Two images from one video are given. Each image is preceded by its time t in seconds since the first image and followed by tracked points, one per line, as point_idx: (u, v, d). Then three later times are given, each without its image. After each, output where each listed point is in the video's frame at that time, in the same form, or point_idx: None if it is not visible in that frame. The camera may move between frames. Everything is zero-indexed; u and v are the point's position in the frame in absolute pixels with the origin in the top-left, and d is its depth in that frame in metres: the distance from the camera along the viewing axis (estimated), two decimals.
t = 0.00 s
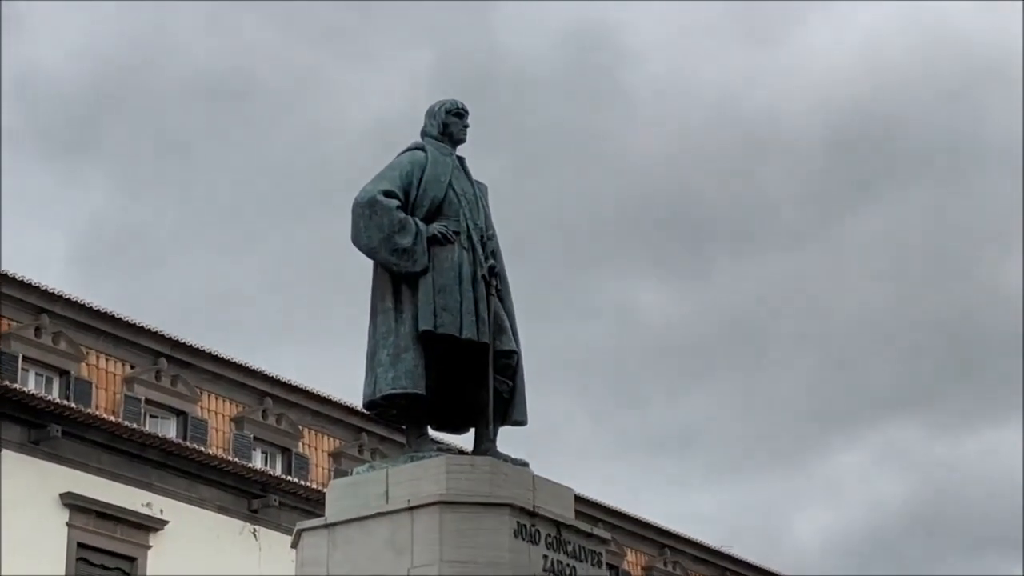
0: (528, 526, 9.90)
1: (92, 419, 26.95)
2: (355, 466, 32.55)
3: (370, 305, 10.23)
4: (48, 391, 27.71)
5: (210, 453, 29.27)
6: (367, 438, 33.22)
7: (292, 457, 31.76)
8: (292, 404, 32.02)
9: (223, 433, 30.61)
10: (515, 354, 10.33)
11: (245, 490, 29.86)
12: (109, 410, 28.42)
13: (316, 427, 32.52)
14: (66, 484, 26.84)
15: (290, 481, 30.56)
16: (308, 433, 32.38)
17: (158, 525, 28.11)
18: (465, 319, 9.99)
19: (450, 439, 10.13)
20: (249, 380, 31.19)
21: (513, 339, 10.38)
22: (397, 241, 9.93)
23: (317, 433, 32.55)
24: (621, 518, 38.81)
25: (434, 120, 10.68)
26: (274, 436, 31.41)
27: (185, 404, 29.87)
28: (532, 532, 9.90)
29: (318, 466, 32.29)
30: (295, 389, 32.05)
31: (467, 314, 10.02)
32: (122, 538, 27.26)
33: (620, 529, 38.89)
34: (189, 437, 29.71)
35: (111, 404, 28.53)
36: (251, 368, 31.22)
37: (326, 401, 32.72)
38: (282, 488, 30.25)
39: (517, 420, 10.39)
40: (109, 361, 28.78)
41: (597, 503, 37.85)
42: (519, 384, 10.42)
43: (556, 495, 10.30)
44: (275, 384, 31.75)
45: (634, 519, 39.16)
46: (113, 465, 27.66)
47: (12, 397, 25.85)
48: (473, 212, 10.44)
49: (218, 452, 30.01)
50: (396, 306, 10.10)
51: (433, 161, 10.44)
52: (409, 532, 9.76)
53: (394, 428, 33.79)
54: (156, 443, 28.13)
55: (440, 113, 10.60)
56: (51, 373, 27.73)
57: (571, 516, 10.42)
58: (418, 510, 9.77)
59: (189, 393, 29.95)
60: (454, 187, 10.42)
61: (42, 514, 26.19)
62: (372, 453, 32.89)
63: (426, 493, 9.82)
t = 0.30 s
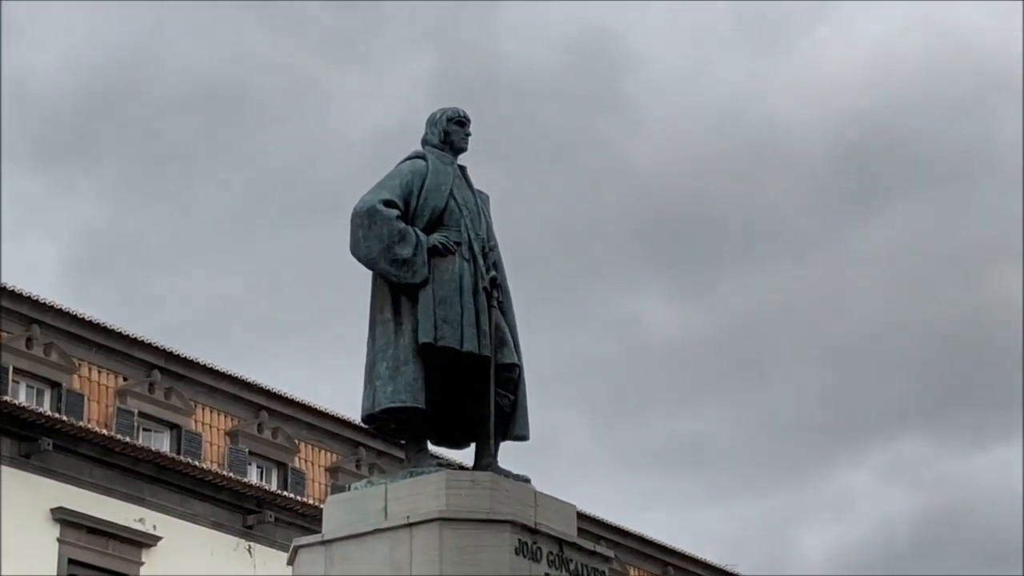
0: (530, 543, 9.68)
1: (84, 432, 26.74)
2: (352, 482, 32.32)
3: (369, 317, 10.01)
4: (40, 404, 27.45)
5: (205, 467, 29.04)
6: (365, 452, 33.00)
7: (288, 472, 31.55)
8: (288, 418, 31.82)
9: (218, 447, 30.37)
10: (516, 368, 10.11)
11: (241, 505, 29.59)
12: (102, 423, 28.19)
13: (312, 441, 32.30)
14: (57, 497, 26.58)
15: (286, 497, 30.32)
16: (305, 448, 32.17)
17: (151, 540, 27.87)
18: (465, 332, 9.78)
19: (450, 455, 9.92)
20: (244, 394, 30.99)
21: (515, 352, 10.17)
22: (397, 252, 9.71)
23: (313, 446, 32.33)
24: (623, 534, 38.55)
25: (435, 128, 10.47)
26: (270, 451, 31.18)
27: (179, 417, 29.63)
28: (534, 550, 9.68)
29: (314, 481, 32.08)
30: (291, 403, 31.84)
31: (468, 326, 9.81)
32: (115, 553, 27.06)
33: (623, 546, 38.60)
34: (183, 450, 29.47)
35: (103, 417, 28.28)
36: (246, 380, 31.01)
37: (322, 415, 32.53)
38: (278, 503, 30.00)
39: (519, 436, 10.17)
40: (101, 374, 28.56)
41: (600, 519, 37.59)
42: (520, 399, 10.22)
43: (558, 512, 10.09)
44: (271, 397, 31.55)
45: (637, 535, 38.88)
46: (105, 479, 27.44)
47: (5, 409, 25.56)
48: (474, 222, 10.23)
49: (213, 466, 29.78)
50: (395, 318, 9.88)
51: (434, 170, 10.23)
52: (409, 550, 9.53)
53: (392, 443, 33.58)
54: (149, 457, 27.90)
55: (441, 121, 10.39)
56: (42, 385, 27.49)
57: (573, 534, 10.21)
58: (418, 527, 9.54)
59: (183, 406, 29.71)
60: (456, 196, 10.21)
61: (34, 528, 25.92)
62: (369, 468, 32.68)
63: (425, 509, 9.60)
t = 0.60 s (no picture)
0: (527, 552, 9.62)
1: (77, 438, 26.66)
2: (347, 489, 32.22)
3: (365, 323, 9.96)
4: (33, 410, 27.35)
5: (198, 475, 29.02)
6: (359, 460, 32.87)
7: (282, 480, 31.40)
8: (283, 425, 31.72)
9: (211, 454, 30.31)
10: (513, 376, 10.05)
11: (235, 512, 29.45)
12: (95, 430, 28.11)
13: (307, 448, 32.19)
14: (49, 503, 26.55)
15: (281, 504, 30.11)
16: (299, 455, 32.06)
17: (143, 547, 27.67)
18: (462, 339, 9.73)
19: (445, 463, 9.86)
20: (239, 400, 30.89)
21: (511, 360, 10.11)
22: (394, 259, 9.66)
23: (308, 454, 32.22)
24: (620, 543, 38.51)
25: (432, 134, 10.41)
26: (264, 458, 31.06)
27: (173, 424, 29.56)
28: (530, 558, 9.62)
29: (309, 489, 31.94)
30: (285, 410, 31.76)
31: (464, 334, 9.75)
32: (106, 560, 26.75)
33: (619, 555, 38.55)
34: (176, 458, 29.37)
35: (96, 423, 28.23)
36: (241, 387, 30.92)
37: (317, 423, 32.41)
38: (273, 511, 29.83)
39: (516, 443, 10.12)
40: (95, 380, 28.50)
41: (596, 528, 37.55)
42: (517, 407, 10.15)
43: (554, 520, 10.03)
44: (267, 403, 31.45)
45: (633, 544, 38.84)
46: (98, 486, 27.40)
47: None
48: (471, 229, 10.17)
49: (207, 474, 29.73)
50: (392, 324, 9.83)
51: (431, 177, 10.17)
52: (404, 557, 9.47)
53: (388, 450, 33.46)
54: (142, 464, 27.85)
55: (439, 127, 10.34)
56: (36, 391, 27.39)
57: (569, 543, 10.15)
58: (413, 535, 9.48)
59: (177, 413, 29.65)
60: (453, 202, 10.15)
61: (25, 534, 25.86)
62: (364, 476, 32.51)
63: (421, 517, 9.54)
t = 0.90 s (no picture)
0: (522, 551, 9.58)
1: (72, 436, 26.62)
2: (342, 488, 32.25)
3: (361, 322, 9.92)
4: (26, 408, 27.27)
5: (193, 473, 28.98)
6: (354, 459, 32.90)
7: (277, 478, 31.43)
8: (278, 424, 31.73)
9: (206, 452, 30.27)
10: (509, 374, 10.01)
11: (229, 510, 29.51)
12: (89, 428, 28.06)
13: (302, 447, 32.19)
14: (43, 502, 26.42)
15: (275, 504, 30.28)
16: (294, 453, 32.05)
17: (137, 546, 27.64)
18: (457, 338, 9.70)
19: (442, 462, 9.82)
20: (233, 398, 30.85)
21: (507, 359, 10.07)
22: (389, 257, 9.62)
23: (302, 452, 32.23)
24: (616, 543, 38.44)
25: (428, 132, 10.36)
26: (259, 457, 31.07)
27: (168, 422, 29.51)
28: (526, 558, 9.58)
29: (303, 487, 31.99)
30: (280, 408, 31.77)
31: (460, 332, 9.72)
32: (102, 559, 26.89)
33: (615, 555, 38.47)
34: (171, 456, 29.28)
35: (90, 422, 28.17)
36: (236, 385, 30.91)
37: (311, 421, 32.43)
38: (267, 510, 29.97)
39: (512, 443, 10.08)
40: (90, 378, 28.45)
41: (593, 529, 37.49)
42: (513, 406, 10.10)
43: (550, 520, 10.00)
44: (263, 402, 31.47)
45: (630, 544, 38.77)
46: (93, 485, 27.30)
47: None
48: (467, 227, 10.13)
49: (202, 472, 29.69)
50: (387, 322, 9.79)
51: (426, 174, 10.14)
52: (399, 556, 9.43)
53: (383, 449, 33.51)
54: (135, 461, 27.79)
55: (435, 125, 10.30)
56: (29, 389, 27.33)
57: (566, 542, 10.12)
58: (408, 534, 9.44)
59: (172, 411, 29.61)
60: (449, 200, 10.11)
61: (20, 532, 25.80)
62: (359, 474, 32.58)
63: (416, 516, 9.51)
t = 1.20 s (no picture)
0: (522, 527, 9.73)
1: (76, 416, 26.79)
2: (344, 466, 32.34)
3: (360, 303, 10.04)
4: (32, 386, 27.46)
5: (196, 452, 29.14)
6: (356, 437, 32.97)
7: (279, 457, 31.56)
8: (280, 403, 31.84)
9: (210, 431, 30.43)
10: (508, 353, 10.13)
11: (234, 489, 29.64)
12: (94, 408, 28.23)
13: (304, 426, 32.31)
14: (48, 481, 26.63)
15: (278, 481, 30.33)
16: (297, 432, 32.17)
17: (142, 524, 27.90)
18: (457, 318, 9.83)
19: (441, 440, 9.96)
20: (235, 377, 31.00)
21: (506, 338, 10.19)
22: (389, 238, 9.74)
23: (305, 432, 32.33)
24: (613, 519, 38.63)
25: (427, 114, 10.46)
26: (262, 436, 31.22)
27: (171, 401, 29.67)
28: (525, 534, 9.73)
29: (305, 465, 32.11)
30: (282, 387, 31.87)
31: (459, 312, 9.85)
32: (106, 537, 27.07)
33: (612, 531, 38.66)
34: (174, 435, 29.55)
35: (95, 401, 28.34)
36: (239, 365, 31.01)
37: (314, 399, 32.51)
38: (270, 488, 29.99)
39: (511, 421, 10.20)
40: (95, 358, 28.61)
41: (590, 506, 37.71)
42: (511, 385, 10.23)
43: (549, 497, 10.13)
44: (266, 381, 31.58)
45: (627, 520, 38.97)
46: (97, 463, 27.49)
47: None
48: (467, 208, 10.25)
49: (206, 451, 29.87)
50: (387, 302, 9.91)
51: (425, 156, 10.26)
52: (399, 533, 9.58)
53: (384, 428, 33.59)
54: (139, 441, 27.96)
55: (435, 107, 10.41)
56: (34, 368, 27.51)
57: (564, 518, 10.26)
58: (409, 512, 9.59)
59: (175, 391, 29.77)
60: (448, 181, 10.22)
61: (25, 513, 25.98)
62: (361, 453, 32.62)
63: (416, 494, 9.64)
